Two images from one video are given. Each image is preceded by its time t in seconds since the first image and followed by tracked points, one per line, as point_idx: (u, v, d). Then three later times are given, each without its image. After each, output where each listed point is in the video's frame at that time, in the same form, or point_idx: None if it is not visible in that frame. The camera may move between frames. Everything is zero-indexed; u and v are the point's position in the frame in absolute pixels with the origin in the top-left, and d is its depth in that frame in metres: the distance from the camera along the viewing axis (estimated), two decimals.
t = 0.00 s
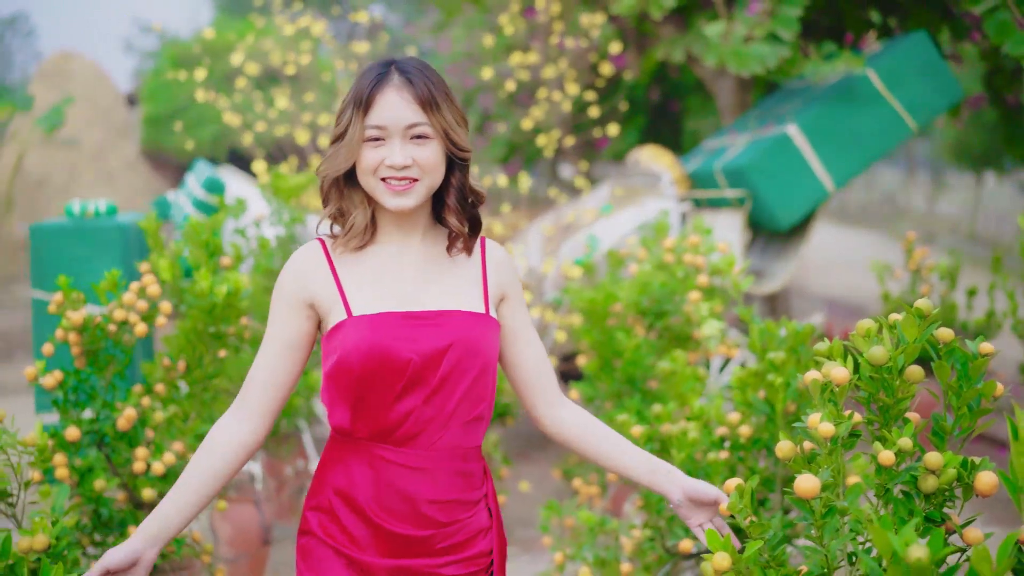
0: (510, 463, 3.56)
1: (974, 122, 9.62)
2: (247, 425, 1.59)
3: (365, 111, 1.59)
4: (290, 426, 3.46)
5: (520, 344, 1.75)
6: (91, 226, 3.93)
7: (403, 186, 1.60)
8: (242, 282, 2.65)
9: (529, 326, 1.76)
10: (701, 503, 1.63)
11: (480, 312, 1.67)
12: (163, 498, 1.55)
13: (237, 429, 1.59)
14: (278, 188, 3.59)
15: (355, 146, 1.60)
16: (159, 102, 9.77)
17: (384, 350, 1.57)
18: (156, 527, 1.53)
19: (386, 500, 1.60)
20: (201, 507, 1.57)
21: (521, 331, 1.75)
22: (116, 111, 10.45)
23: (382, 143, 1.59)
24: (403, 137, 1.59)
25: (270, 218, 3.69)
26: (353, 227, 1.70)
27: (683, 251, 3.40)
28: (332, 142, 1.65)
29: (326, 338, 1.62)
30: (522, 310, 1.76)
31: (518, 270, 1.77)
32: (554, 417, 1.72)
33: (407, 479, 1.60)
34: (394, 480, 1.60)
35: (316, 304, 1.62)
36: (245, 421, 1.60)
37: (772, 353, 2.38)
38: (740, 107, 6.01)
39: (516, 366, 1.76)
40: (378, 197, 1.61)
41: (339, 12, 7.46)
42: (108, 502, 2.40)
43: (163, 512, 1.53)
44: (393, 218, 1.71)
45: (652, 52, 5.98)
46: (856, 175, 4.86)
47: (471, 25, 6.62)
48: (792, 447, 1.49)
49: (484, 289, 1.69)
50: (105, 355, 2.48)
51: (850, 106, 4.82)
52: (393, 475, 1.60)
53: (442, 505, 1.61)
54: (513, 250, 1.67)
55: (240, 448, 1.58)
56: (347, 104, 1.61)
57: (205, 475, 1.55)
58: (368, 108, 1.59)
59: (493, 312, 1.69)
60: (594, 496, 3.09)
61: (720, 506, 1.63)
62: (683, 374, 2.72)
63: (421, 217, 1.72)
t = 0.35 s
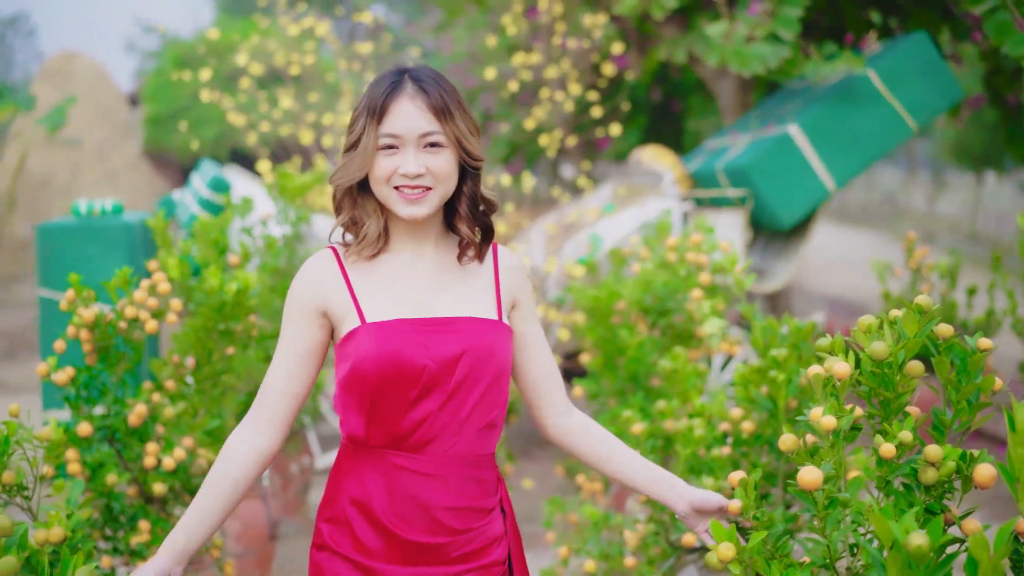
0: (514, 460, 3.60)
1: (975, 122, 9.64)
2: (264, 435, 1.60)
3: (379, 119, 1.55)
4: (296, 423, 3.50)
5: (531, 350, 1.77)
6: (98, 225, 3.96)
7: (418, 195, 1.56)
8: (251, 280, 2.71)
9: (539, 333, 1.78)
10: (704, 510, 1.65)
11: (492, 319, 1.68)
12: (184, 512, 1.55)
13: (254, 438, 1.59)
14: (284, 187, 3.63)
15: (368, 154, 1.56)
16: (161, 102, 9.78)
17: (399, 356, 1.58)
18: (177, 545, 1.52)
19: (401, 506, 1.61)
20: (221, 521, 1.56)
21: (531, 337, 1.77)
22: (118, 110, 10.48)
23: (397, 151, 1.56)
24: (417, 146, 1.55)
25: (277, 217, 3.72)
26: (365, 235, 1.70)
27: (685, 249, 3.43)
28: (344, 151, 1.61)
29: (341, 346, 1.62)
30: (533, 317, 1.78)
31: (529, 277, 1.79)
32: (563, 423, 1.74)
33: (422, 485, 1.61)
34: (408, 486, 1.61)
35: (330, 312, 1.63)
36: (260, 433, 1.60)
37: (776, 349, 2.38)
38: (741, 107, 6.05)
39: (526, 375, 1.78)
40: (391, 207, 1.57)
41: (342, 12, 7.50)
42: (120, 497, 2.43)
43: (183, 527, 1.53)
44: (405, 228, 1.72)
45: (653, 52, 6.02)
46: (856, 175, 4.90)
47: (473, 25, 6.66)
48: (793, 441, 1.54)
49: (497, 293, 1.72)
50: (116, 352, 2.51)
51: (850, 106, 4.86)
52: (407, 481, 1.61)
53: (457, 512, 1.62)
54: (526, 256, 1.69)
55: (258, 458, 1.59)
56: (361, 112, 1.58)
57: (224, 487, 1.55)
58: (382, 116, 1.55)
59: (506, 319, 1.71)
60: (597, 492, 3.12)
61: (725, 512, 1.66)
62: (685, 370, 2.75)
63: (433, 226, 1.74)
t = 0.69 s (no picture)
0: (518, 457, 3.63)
1: (974, 122, 9.68)
2: (282, 449, 1.59)
3: (391, 123, 1.58)
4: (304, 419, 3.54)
5: (543, 356, 1.73)
6: (105, 224, 4.00)
7: (428, 199, 1.59)
8: (260, 278, 2.77)
9: (549, 338, 1.74)
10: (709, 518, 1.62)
11: (503, 321, 1.65)
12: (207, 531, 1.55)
13: (270, 453, 1.58)
14: (290, 187, 3.67)
15: (381, 159, 1.59)
16: (163, 102, 9.80)
17: (408, 358, 1.55)
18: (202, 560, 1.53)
19: (413, 509, 1.57)
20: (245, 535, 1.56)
21: (542, 343, 1.74)
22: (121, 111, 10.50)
23: (408, 155, 1.58)
24: (429, 150, 1.58)
25: (283, 217, 3.77)
26: (375, 239, 1.69)
27: (687, 248, 3.47)
28: (356, 155, 1.64)
29: (351, 350, 1.59)
30: (544, 322, 1.75)
31: (540, 282, 1.76)
32: (572, 432, 1.69)
33: (434, 489, 1.57)
34: (420, 489, 1.57)
35: (341, 317, 1.61)
36: (281, 441, 1.60)
37: (776, 346, 2.41)
38: (742, 107, 6.09)
39: (538, 383, 1.73)
40: (403, 210, 1.60)
41: (344, 14, 7.56)
42: (131, 492, 2.46)
43: (207, 547, 1.53)
44: (415, 231, 1.70)
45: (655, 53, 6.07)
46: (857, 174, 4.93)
47: (475, 26, 6.71)
48: (795, 435, 1.57)
49: (508, 300, 1.68)
50: (127, 349, 2.55)
51: (849, 106, 4.89)
52: (419, 485, 1.57)
53: (471, 516, 1.58)
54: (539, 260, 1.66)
55: (276, 470, 1.58)
56: (373, 117, 1.60)
57: (244, 505, 1.55)
58: (394, 121, 1.58)
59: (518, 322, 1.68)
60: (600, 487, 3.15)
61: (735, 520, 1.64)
62: (687, 367, 2.80)
63: (444, 229, 1.71)
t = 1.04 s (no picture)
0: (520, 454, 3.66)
1: (974, 122, 9.70)
2: (301, 450, 1.61)
3: (402, 122, 1.61)
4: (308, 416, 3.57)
5: (550, 354, 1.74)
6: (110, 223, 4.04)
7: (437, 199, 1.63)
8: (267, 277, 2.81)
9: (557, 335, 1.75)
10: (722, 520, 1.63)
11: (511, 316, 1.67)
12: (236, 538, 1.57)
13: (289, 456, 1.60)
14: (295, 186, 3.71)
15: (390, 157, 1.62)
16: (165, 102, 9.82)
17: (418, 355, 1.56)
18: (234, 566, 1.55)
19: (427, 506, 1.58)
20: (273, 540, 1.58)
21: (550, 341, 1.75)
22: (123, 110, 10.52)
23: (417, 155, 1.62)
24: (438, 150, 1.62)
25: (287, 216, 3.80)
26: (382, 238, 1.71)
27: (689, 246, 3.51)
28: (364, 153, 1.67)
29: (359, 348, 1.61)
30: (551, 318, 1.76)
31: (547, 280, 1.77)
32: (581, 429, 1.71)
33: (447, 484, 1.58)
34: (434, 485, 1.58)
35: (348, 318, 1.63)
36: (299, 444, 1.61)
37: (777, 344, 2.46)
38: (743, 108, 6.12)
39: (545, 379, 1.74)
40: (411, 210, 1.63)
41: (347, 15, 7.60)
42: (142, 486, 2.50)
43: (236, 553, 1.55)
44: (421, 230, 1.72)
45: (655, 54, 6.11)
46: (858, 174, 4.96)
47: (476, 26, 6.74)
48: (796, 429, 1.60)
49: (515, 298, 1.70)
50: (137, 346, 2.59)
51: (850, 106, 4.93)
52: (433, 480, 1.58)
53: (485, 511, 1.58)
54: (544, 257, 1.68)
55: (297, 472, 1.60)
56: (383, 115, 1.64)
57: (270, 509, 1.57)
58: (405, 120, 1.61)
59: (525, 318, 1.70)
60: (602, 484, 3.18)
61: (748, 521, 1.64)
62: (688, 364, 2.83)
63: (450, 229, 1.73)
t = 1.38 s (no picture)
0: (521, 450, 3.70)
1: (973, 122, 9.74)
2: (319, 452, 1.64)
3: (411, 124, 1.65)
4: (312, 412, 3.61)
5: (554, 352, 1.76)
6: (115, 222, 4.07)
7: (445, 200, 1.66)
8: (273, 273, 2.88)
9: (562, 334, 1.77)
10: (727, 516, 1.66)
11: (515, 315, 1.68)
12: (270, 544, 1.62)
13: (308, 458, 1.64)
14: (299, 185, 3.75)
15: (400, 158, 1.66)
16: (166, 103, 9.85)
17: (422, 355, 1.59)
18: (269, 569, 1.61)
19: (432, 505, 1.60)
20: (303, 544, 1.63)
21: (555, 340, 1.77)
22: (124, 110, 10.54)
23: (426, 156, 1.66)
24: (447, 152, 1.66)
25: (291, 215, 3.84)
26: (389, 239, 1.74)
27: (689, 245, 3.54)
28: (374, 154, 1.71)
29: (365, 347, 1.64)
30: (556, 317, 1.78)
31: (551, 280, 1.80)
32: (587, 428, 1.73)
33: (452, 483, 1.60)
34: (439, 484, 1.60)
35: (355, 319, 1.66)
36: (317, 447, 1.65)
37: (774, 339, 2.51)
38: (743, 108, 6.16)
39: (551, 376, 1.76)
40: (419, 210, 1.67)
41: (348, 15, 7.63)
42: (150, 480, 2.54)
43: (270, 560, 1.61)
44: (427, 231, 1.75)
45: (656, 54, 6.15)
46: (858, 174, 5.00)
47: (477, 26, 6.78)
48: (794, 420, 1.64)
49: (519, 296, 1.72)
50: (144, 343, 2.62)
51: (849, 106, 4.96)
52: (437, 479, 1.60)
53: (489, 510, 1.60)
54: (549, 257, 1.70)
55: (316, 474, 1.64)
56: (392, 116, 1.67)
57: (297, 512, 1.61)
58: (414, 121, 1.65)
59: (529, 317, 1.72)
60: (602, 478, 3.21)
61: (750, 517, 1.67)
62: (688, 360, 2.87)
63: (456, 230, 1.76)
